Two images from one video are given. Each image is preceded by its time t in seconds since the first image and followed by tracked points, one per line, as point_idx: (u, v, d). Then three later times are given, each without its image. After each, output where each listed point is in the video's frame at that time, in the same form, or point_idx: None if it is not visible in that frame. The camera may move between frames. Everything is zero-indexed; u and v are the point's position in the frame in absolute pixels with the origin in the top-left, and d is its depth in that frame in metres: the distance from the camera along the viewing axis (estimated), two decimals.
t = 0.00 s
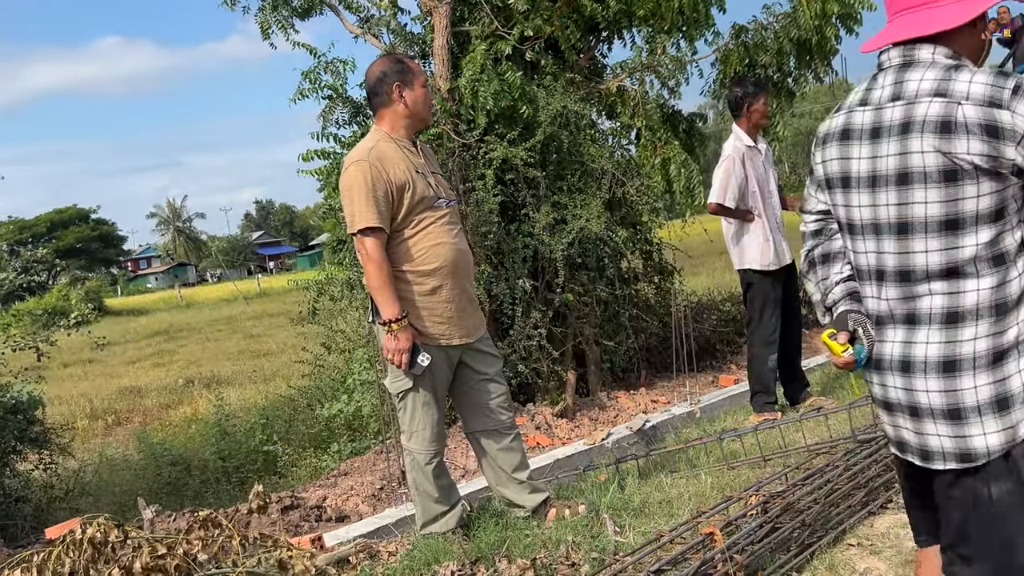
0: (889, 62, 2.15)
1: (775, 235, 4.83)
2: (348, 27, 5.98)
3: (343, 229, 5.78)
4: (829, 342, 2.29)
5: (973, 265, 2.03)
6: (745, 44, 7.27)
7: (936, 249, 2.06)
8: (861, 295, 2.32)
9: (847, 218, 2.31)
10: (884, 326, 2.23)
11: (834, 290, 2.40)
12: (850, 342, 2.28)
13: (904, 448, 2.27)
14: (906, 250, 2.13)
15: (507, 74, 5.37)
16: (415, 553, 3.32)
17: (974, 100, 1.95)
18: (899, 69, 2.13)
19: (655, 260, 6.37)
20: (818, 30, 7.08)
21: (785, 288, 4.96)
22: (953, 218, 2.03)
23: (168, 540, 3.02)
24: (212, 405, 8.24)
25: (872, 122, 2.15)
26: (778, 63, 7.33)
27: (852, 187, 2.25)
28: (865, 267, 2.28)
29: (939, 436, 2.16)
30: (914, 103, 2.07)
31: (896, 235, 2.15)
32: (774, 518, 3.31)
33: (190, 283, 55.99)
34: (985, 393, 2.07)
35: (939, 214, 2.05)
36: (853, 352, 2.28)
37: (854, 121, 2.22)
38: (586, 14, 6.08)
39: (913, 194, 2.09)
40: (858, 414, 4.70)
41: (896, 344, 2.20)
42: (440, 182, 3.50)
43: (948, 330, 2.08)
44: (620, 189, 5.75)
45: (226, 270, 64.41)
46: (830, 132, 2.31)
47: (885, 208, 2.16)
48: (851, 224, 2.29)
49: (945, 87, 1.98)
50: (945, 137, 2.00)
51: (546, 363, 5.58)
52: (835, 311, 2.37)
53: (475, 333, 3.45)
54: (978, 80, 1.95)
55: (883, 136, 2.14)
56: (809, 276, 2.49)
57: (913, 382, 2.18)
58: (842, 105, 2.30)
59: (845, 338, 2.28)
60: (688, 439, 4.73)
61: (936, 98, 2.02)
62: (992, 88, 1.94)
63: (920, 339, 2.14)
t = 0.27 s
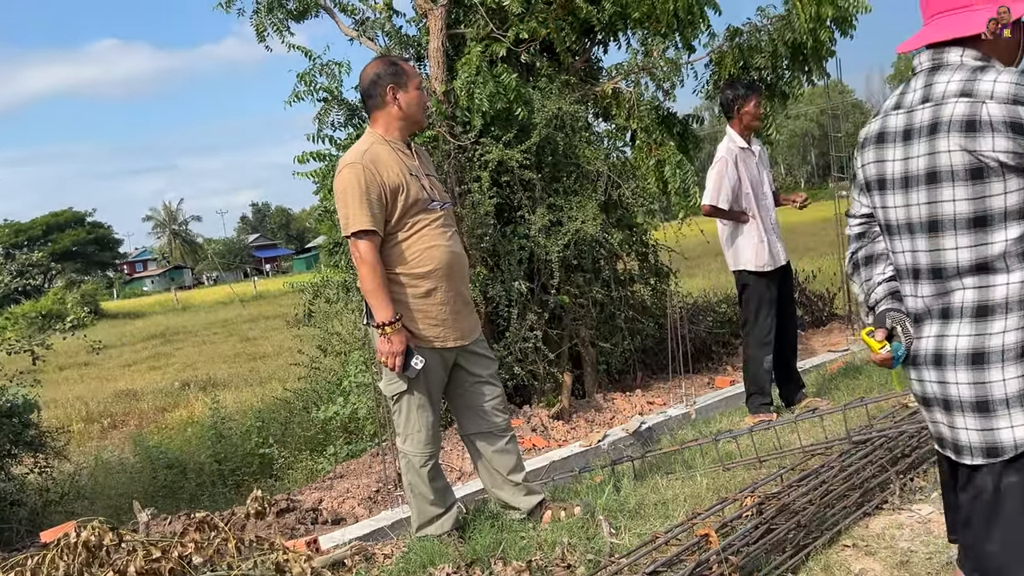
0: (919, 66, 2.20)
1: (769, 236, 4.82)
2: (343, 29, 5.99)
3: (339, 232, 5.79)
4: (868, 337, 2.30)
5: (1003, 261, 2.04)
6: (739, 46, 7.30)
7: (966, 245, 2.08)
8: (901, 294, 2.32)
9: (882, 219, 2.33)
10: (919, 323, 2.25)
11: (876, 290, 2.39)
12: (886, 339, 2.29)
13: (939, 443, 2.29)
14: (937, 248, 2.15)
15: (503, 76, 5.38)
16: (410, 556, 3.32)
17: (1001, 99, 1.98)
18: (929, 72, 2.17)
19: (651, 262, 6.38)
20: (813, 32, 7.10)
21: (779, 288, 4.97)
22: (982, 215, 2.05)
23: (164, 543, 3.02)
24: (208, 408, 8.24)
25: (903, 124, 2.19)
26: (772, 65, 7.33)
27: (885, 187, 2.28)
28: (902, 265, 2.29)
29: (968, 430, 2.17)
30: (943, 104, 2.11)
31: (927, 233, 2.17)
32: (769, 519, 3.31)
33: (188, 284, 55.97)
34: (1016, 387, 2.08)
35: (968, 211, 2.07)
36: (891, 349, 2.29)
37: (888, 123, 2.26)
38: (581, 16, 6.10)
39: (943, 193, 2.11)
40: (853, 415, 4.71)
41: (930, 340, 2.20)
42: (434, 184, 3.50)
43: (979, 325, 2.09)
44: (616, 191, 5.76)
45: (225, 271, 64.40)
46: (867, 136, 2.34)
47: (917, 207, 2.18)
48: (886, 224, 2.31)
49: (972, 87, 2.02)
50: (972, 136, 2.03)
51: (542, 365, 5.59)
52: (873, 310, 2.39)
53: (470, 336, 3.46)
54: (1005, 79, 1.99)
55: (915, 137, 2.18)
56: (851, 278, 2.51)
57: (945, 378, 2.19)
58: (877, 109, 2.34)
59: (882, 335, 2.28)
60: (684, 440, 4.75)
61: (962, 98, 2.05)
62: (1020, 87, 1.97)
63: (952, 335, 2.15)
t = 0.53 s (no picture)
0: (953, 74, 2.27)
1: (762, 237, 4.83)
2: (338, 32, 5.99)
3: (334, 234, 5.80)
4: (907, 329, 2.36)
5: None
6: (734, 49, 7.33)
7: (1000, 237, 2.12)
8: (940, 291, 2.34)
9: (922, 219, 2.38)
10: (960, 317, 2.28)
11: (918, 287, 2.40)
12: (927, 330, 2.34)
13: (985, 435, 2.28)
14: (974, 242, 2.18)
15: (498, 78, 5.38)
16: (406, 559, 3.32)
17: None
18: (963, 79, 2.24)
19: (646, 264, 6.40)
20: (807, 34, 7.13)
21: (773, 290, 4.98)
22: (1015, 207, 2.09)
23: (158, 547, 3.02)
24: (203, 411, 8.23)
25: (938, 128, 2.26)
26: (766, 68, 7.36)
27: (924, 189, 2.34)
28: (943, 262, 2.32)
29: (1009, 415, 2.17)
30: (975, 106, 2.17)
31: (964, 228, 2.21)
32: (765, 521, 3.31)
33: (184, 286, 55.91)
34: None
35: (1001, 204, 2.11)
36: (932, 340, 2.34)
37: (925, 130, 2.33)
38: (576, 18, 6.13)
39: (977, 189, 2.16)
40: (848, 417, 4.73)
41: (970, 332, 2.23)
42: (429, 187, 3.50)
43: (1016, 313, 2.11)
44: (610, 194, 5.77)
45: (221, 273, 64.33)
46: (907, 144, 2.41)
47: (953, 205, 2.23)
48: (926, 224, 2.36)
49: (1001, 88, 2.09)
50: (1003, 133, 2.09)
51: (537, 367, 5.60)
52: (916, 307, 2.42)
53: (464, 338, 3.46)
54: None
55: (949, 139, 2.24)
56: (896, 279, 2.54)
57: (986, 367, 2.20)
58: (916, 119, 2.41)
59: (922, 327, 2.34)
60: (679, 442, 4.75)
61: (992, 99, 2.12)
62: None
63: (990, 325, 2.17)
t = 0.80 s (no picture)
0: (978, 67, 2.35)
1: (756, 238, 4.84)
2: (332, 33, 5.98)
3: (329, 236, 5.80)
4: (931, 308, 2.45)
5: None
6: (728, 50, 7.32)
7: None
8: (965, 275, 2.42)
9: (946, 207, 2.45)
10: (985, 300, 2.34)
11: (942, 274, 2.48)
12: (952, 312, 2.43)
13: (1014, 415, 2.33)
14: (999, 227, 2.26)
15: (492, 80, 5.37)
16: (400, 560, 3.33)
17: None
18: (988, 72, 2.32)
19: (641, 265, 6.40)
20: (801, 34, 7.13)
21: (767, 290, 4.99)
22: None
23: (153, 549, 3.02)
24: (197, 414, 8.22)
25: (963, 118, 2.34)
26: (761, 69, 7.35)
27: (949, 178, 2.41)
28: (966, 247, 2.39)
29: None
30: (1000, 97, 2.26)
31: (989, 213, 2.28)
32: (759, 521, 3.31)
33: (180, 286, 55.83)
34: None
35: None
36: (957, 321, 2.42)
37: (949, 121, 2.41)
38: (570, 20, 6.15)
39: (1003, 176, 2.24)
40: (842, 417, 4.73)
41: (997, 314, 2.30)
42: (422, 188, 3.50)
43: None
44: (605, 195, 5.76)
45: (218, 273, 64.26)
46: (931, 135, 2.49)
47: (979, 192, 2.31)
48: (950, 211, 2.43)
49: None
50: None
51: (532, 368, 5.60)
52: (941, 291, 2.48)
53: (458, 339, 3.46)
54: None
55: (975, 129, 2.32)
56: (920, 266, 2.61)
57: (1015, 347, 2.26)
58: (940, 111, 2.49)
59: (946, 308, 2.43)
60: (674, 443, 4.76)
61: (1017, 90, 2.21)
62: None
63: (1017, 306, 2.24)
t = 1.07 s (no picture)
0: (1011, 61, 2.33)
1: (750, 238, 4.85)
2: (326, 35, 5.98)
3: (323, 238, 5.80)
4: (956, 302, 2.41)
5: None
6: (722, 50, 7.34)
7: None
8: (987, 269, 2.41)
9: (969, 202, 2.42)
10: (1013, 295, 2.32)
11: (961, 268, 2.48)
12: (974, 302, 2.39)
13: None
14: None
15: (486, 81, 5.38)
16: (395, 562, 3.33)
17: None
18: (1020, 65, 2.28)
19: (635, 266, 6.42)
20: (794, 34, 7.13)
21: (761, 291, 4.99)
22: None
23: (147, 552, 3.02)
24: (191, 416, 8.21)
25: (995, 112, 2.31)
26: (755, 69, 7.34)
27: (976, 173, 2.38)
28: (991, 242, 2.37)
29: None
30: None
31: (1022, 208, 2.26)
32: (753, 522, 3.32)
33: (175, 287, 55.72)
34: None
35: None
36: (979, 312, 2.38)
37: (975, 117, 2.38)
38: (564, 21, 6.16)
39: None
40: (836, 418, 4.75)
41: None
42: (416, 190, 3.50)
43: None
44: (599, 196, 5.77)
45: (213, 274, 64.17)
46: (954, 129, 2.46)
47: (1010, 187, 2.29)
48: (975, 206, 2.40)
49: None
50: None
51: (527, 369, 5.60)
52: (961, 284, 2.47)
53: (452, 341, 3.46)
54: None
55: (1007, 123, 2.29)
56: (937, 261, 2.58)
57: None
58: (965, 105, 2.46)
59: (969, 298, 2.39)
60: (668, 444, 4.77)
61: None
62: None
63: None
